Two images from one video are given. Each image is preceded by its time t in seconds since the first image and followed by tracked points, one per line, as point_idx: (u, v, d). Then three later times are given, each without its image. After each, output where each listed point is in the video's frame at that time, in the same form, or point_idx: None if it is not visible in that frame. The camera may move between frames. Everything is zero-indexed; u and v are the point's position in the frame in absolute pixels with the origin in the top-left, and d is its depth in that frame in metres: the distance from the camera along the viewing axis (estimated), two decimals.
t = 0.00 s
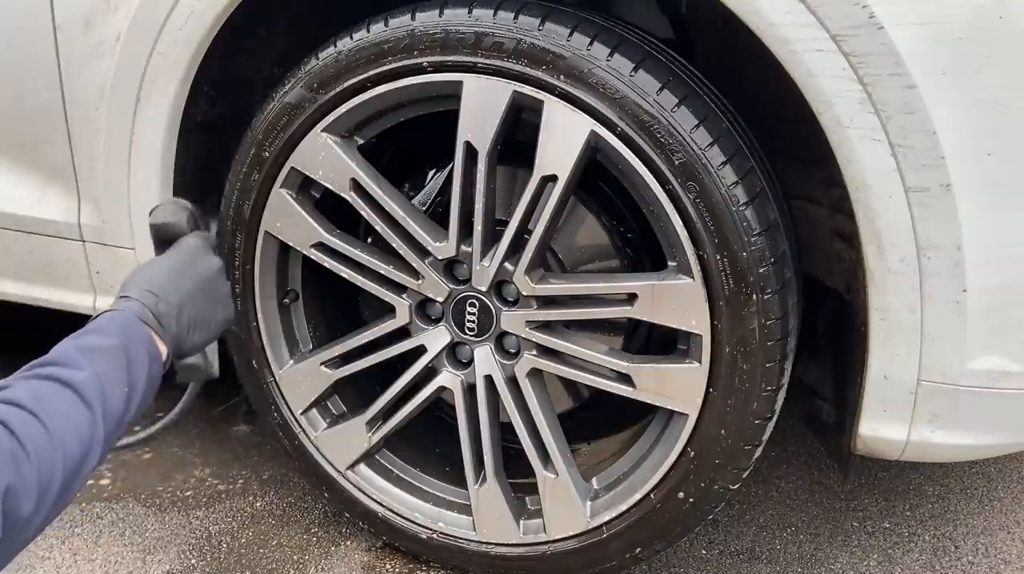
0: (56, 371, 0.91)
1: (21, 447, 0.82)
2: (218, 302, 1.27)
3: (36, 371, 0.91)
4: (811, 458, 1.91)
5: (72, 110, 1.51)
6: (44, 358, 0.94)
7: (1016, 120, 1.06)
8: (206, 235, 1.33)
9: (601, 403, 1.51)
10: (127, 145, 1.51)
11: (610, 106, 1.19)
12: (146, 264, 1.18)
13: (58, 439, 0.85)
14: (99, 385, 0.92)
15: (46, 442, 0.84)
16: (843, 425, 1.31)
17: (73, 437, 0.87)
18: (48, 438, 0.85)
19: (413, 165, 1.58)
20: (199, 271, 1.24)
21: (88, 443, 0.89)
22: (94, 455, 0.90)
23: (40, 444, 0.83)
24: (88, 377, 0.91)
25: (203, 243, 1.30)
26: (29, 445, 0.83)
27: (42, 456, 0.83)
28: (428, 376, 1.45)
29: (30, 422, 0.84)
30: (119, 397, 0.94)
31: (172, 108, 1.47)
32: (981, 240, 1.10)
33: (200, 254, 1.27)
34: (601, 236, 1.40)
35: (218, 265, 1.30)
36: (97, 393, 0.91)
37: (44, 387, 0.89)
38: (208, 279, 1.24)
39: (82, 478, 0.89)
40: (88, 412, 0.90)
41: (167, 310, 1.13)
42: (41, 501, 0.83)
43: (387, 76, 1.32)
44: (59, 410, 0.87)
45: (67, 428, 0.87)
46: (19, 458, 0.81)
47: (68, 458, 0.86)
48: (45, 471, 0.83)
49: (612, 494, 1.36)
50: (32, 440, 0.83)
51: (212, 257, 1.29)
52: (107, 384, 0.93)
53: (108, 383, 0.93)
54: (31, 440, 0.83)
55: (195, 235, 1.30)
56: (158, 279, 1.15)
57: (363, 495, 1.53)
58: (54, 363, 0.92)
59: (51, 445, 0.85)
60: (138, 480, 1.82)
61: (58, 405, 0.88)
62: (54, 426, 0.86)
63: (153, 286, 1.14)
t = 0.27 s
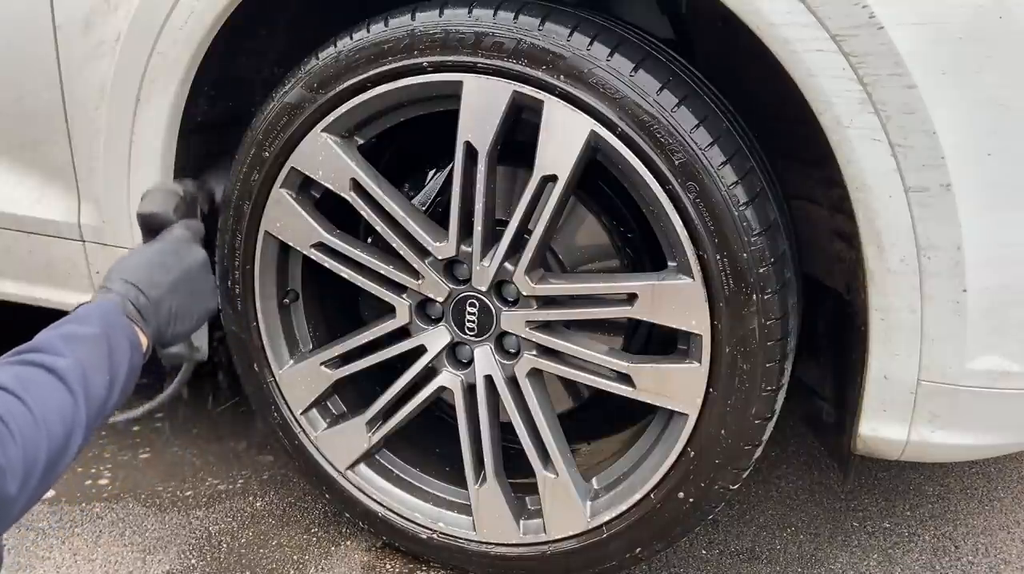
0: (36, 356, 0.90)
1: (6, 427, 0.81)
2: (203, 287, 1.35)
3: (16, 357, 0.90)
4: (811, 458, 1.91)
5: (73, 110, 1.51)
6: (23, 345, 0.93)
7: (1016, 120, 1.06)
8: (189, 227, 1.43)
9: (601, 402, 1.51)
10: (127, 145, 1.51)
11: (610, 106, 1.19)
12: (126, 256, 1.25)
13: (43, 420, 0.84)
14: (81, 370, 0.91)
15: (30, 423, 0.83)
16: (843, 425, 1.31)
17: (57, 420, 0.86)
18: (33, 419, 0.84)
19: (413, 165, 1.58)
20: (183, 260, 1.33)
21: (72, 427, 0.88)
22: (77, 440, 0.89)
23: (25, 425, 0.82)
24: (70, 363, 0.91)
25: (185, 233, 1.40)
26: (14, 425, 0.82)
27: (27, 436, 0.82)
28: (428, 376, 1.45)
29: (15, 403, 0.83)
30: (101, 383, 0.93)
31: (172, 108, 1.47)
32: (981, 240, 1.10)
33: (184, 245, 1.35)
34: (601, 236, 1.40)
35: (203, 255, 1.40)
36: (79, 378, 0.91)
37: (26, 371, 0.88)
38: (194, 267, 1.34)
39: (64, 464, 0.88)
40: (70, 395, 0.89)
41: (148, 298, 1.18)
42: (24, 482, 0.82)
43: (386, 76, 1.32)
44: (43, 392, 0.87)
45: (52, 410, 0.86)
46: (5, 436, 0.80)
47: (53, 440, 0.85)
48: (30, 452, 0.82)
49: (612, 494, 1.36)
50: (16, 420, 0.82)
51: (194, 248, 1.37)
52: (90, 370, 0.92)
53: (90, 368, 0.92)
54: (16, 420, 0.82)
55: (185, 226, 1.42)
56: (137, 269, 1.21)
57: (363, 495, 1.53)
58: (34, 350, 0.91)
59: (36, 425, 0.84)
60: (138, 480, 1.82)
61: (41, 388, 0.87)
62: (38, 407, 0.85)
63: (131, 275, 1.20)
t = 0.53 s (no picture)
0: (32, 330, 0.90)
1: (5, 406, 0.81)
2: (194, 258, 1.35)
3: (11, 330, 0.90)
4: (811, 458, 1.91)
5: (73, 110, 1.51)
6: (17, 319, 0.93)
7: (1016, 120, 1.06)
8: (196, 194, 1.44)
9: (601, 403, 1.51)
10: (127, 145, 1.51)
11: (610, 106, 1.19)
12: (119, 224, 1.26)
13: (42, 397, 0.85)
14: (77, 346, 0.92)
15: (29, 402, 0.83)
16: (843, 425, 1.31)
17: (55, 397, 0.86)
18: (32, 397, 0.84)
19: (413, 165, 1.58)
20: (181, 230, 1.34)
21: (68, 404, 0.88)
22: (72, 418, 0.89)
23: (24, 406, 0.82)
24: (66, 337, 0.91)
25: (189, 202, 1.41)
26: (12, 404, 0.82)
27: (26, 415, 0.82)
28: (428, 376, 1.45)
29: (14, 380, 0.83)
30: (96, 359, 0.94)
31: (172, 108, 1.46)
32: (981, 240, 1.11)
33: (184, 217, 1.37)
34: (601, 236, 1.40)
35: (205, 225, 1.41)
36: (75, 353, 0.91)
37: (22, 347, 0.88)
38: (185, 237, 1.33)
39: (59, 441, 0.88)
40: (67, 373, 0.89)
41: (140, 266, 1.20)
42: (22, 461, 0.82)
43: (386, 76, 1.32)
44: (39, 368, 0.87)
45: (50, 389, 0.86)
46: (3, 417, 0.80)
47: (51, 418, 0.85)
48: (28, 431, 0.82)
49: (612, 494, 1.36)
50: (15, 398, 0.82)
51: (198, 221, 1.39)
52: (86, 345, 0.93)
53: (86, 344, 0.93)
54: (15, 399, 0.82)
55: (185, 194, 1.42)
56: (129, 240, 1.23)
57: (363, 495, 1.53)
58: (29, 323, 0.91)
59: (35, 403, 0.84)
60: (137, 480, 1.82)
61: (38, 365, 0.87)
62: (36, 385, 0.85)
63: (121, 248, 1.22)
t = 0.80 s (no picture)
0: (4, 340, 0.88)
1: None
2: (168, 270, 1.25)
3: None
4: (811, 458, 1.91)
5: (73, 110, 1.51)
6: None
7: (1016, 120, 1.06)
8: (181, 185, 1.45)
9: (601, 402, 1.51)
10: (127, 145, 1.51)
11: (610, 106, 1.19)
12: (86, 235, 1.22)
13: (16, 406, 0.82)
14: (48, 357, 0.90)
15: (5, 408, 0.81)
16: (843, 425, 1.31)
17: (29, 403, 0.84)
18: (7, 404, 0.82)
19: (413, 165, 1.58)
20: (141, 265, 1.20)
21: (41, 412, 0.86)
22: (42, 427, 0.87)
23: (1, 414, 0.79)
24: (37, 347, 0.89)
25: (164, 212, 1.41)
26: None
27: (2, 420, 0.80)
28: (428, 376, 1.45)
29: None
30: (65, 369, 0.92)
31: (171, 108, 1.46)
32: (981, 240, 1.10)
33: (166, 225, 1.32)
34: (601, 236, 1.40)
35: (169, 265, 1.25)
36: (47, 363, 0.89)
37: None
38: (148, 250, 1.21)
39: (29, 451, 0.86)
40: (38, 381, 0.87)
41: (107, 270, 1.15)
42: None
43: (386, 76, 1.32)
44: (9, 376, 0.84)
45: (24, 397, 0.84)
46: None
47: (23, 424, 0.83)
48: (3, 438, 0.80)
49: (612, 494, 1.36)
50: None
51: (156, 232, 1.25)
52: (57, 356, 0.91)
53: (57, 354, 0.91)
54: None
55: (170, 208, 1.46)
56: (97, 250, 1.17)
57: (363, 495, 1.53)
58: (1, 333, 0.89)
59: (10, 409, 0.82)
60: (137, 480, 1.82)
61: (10, 373, 0.85)
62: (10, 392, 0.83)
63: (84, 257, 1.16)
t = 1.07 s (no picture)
0: (24, 308, 0.89)
1: None
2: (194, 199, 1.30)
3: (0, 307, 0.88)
4: (811, 458, 1.91)
5: (72, 110, 1.51)
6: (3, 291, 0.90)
7: (1016, 120, 1.06)
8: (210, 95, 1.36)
9: (601, 403, 1.51)
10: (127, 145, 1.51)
11: (610, 106, 1.19)
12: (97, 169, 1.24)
13: (32, 381, 0.84)
14: (69, 325, 0.91)
15: (24, 390, 0.83)
16: (843, 425, 1.31)
17: (47, 378, 0.87)
18: (25, 385, 0.84)
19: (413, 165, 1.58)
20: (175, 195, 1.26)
21: (60, 385, 0.89)
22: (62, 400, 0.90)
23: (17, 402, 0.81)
24: (57, 317, 0.90)
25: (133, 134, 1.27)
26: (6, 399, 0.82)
27: (18, 404, 0.82)
28: (428, 376, 1.45)
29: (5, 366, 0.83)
30: (84, 335, 0.93)
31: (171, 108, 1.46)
32: (981, 240, 1.11)
33: (174, 158, 1.29)
34: (601, 236, 1.40)
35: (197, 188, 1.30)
36: (66, 333, 0.90)
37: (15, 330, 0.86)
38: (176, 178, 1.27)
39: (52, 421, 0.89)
40: (57, 354, 0.89)
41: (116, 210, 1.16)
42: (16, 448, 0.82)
43: (386, 76, 1.32)
44: (32, 355, 0.86)
45: (44, 373, 0.86)
46: None
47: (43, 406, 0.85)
48: (24, 417, 0.83)
49: (612, 494, 1.36)
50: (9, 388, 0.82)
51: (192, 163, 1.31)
52: (77, 323, 0.92)
53: (77, 322, 0.92)
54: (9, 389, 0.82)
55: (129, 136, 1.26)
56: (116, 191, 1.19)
57: (363, 496, 1.53)
58: (20, 298, 0.89)
59: (27, 388, 0.84)
60: (137, 480, 1.82)
61: (31, 349, 0.86)
62: (28, 371, 0.85)
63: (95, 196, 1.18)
